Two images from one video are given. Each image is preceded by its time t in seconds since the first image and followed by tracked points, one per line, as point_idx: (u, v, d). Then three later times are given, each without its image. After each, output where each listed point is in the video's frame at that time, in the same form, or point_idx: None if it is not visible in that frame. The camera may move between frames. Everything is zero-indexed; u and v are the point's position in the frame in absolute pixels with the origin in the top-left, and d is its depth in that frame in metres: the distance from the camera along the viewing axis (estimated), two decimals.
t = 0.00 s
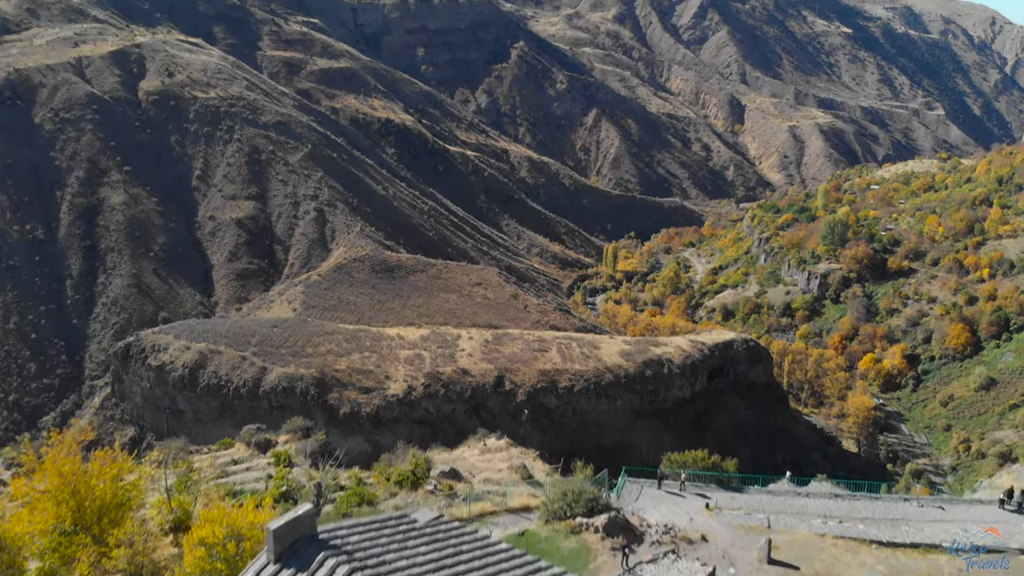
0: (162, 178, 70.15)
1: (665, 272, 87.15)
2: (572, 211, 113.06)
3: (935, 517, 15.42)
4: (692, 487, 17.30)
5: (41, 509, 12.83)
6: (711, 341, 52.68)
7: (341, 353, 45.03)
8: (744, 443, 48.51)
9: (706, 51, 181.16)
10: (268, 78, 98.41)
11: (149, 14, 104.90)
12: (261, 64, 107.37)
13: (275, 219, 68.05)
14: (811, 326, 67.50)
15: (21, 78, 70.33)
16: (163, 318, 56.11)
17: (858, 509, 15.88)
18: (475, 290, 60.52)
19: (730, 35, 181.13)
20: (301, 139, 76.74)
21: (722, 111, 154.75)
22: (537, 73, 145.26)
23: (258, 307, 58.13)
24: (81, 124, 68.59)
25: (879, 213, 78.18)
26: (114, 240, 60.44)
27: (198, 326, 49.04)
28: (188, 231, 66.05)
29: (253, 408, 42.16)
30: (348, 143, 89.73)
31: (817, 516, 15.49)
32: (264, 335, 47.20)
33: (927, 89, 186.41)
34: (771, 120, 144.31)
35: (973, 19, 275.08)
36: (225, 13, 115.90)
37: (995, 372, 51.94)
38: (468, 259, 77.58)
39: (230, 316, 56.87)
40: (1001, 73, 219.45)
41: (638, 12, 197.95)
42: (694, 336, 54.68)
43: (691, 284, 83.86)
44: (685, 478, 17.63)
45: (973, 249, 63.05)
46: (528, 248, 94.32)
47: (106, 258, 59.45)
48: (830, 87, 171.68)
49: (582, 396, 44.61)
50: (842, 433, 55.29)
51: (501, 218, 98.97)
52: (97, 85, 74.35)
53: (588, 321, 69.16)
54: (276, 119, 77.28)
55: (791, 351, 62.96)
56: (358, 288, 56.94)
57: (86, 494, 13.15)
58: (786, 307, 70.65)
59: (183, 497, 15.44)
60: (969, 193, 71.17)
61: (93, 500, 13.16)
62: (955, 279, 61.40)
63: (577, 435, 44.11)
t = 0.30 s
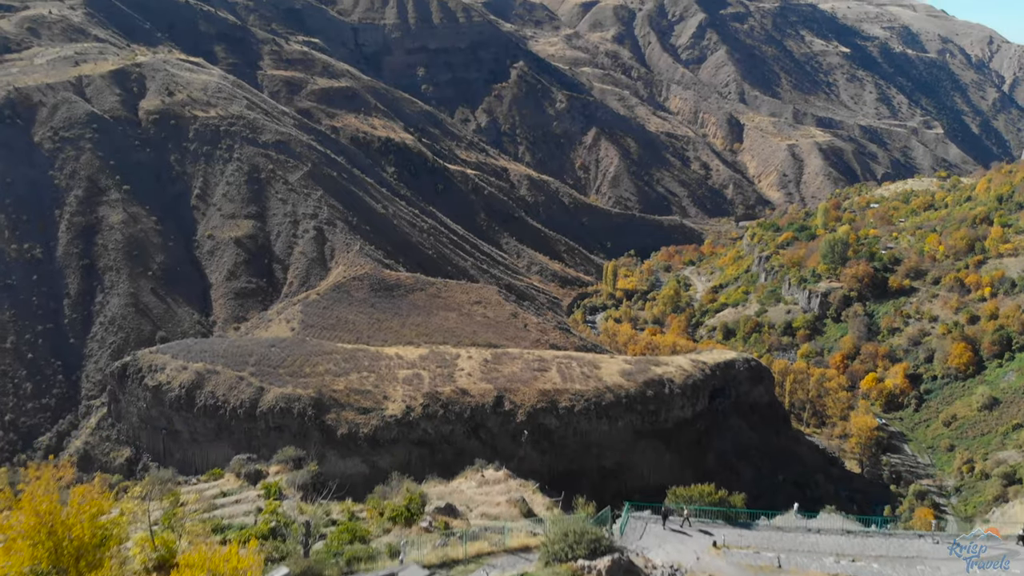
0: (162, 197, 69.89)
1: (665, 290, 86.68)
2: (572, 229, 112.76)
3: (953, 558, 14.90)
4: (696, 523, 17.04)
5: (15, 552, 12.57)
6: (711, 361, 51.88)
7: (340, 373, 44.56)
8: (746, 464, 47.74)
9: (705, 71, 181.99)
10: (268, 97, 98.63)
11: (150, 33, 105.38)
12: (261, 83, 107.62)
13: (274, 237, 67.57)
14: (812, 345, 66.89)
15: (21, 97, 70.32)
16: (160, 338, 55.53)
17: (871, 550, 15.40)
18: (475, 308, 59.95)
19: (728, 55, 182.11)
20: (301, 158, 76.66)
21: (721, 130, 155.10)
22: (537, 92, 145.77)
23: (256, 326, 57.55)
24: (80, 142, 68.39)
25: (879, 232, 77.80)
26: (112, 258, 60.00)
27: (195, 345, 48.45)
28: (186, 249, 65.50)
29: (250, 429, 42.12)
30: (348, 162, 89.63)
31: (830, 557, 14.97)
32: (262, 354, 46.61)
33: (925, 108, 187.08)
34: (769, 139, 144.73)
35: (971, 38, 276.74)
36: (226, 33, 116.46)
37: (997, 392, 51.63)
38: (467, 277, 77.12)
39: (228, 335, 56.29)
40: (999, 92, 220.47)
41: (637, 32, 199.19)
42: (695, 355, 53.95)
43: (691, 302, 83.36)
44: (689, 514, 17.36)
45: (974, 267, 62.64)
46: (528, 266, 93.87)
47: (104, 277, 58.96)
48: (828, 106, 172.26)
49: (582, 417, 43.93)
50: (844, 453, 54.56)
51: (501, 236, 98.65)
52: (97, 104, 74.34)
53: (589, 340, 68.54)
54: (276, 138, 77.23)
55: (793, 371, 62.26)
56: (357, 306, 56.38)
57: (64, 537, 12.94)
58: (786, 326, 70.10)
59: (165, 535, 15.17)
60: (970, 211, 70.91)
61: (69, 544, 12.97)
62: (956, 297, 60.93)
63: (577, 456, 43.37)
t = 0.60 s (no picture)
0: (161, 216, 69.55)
1: (665, 308, 86.25)
2: (572, 247, 112.47)
3: None
4: (701, 563, 17.71)
5: None
6: (713, 382, 50.61)
7: (338, 393, 43.90)
8: (749, 486, 46.93)
9: (703, 90, 182.85)
10: (269, 117, 98.80)
11: (151, 53, 106.09)
12: (262, 102, 107.79)
13: (273, 256, 67.06)
14: (813, 364, 66.14)
15: (21, 116, 70.21)
16: (158, 357, 55.01)
17: None
18: (474, 327, 59.40)
19: (726, 74, 183.03)
20: (301, 176, 76.62)
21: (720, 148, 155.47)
22: (536, 111, 146.21)
23: (254, 345, 57.02)
24: (80, 161, 68.10)
25: (879, 250, 77.43)
26: (110, 277, 59.59)
27: (193, 365, 47.83)
28: (185, 268, 65.02)
29: (247, 450, 41.60)
30: (348, 181, 89.54)
31: None
32: (260, 373, 45.95)
33: (923, 126, 187.89)
34: (768, 158, 145.15)
35: (968, 58, 278.54)
36: (226, 52, 116.98)
37: (1000, 411, 51.56)
38: (467, 295, 76.70)
39: (226, 355, 55.74)
40: (996, 111, 221.38)
41: (636, 52, 200.37)
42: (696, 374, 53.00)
43: (692, 320, 82.87)
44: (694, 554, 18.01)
45: (975, 285, 62.25)
46: (528, 283, 93.42)
47: (102, 296, 58.52)
48: (827, 124, 172.80)
49: (583, 437, 43.23)
50: (847, 474, 53.71)
51: (501, 254, 98.34)
52: (97, 122, 74.25)
53: (589, 359, 67.88)
54: (276, 157, 77.18)
55: (795, 391, 61.51)
56: (355, 325, 55.82)
57: None
58: (787, 345, 69.44)
59: None
60: (970, 229, 70.67)
61: None
62: (957, 316, 60.51)
63: (577, 478, 42.72)
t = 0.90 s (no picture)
0: (159, 235, 69.04)
1: (665, 328, 85.63)
2: (572, 266, 112.09)
3: None
4: None
5: None
6: (714, 403, 49.11)
7: (335, 415, 43.18)
8: (750, 510, 46.21)
9: (701, 111, 183.76)
10: (269, 137, 98.86)
11: (152, 74, 106.58)
12: (262, 123, 107.91)
13: (271, 277, 66.44)
14: (815, 385, 65.21)
15: (21, 136, 70.12)
16: (155, 379, 54.41)
17: None
18: (474, 347, 58.72)
19: (725, 95, 183.85)
20: (301, 197, 76.28)
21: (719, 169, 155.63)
22: (536, 132, 146.64)
23: (251, 366, 56.40)
24: (78, 181, 67.84)
25: (879, 270, 76.98)
26: (107, 298, 59.09)
27: (189, 387, 47.04)
28: (183, 289, 64.40)
29: (242, 474, 41.15)
30: (347, 201, 89.36)
31: None
32: (257, 396, 45.14)
33: (921, 146, 188.63)
34: (767, 178, 145.48)
35: (966, 77, 279.97)
36: (227, 73, 117.43)
37: (1004, 432, 51.16)
38: (467, 315, 76.14)
39: (223, 377, 55.07)
40: (995, 130, 222.03)
41: (634, 73, 201.38)
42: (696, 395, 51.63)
43: (692, 340, 82.21)
44: None
45: (977, 306, 61.79)
46: (527, 303, 92.82)
47: (99, 317, 57.97)
48: (825, 145, 173.23)
49: (584, 461, 42.29)
50: (849, 497, 52.89)
51: (500, 274, 97.86)
52: (97, 143, 74.19)
53: (590, 380, 67.07)
54: (275, 177, 76.97)
55: (797, 412, 60.56)
56: (353, 346, 55.14)
57: None
58: (789, 366, 68.69)
59: None
60: (971, 249, 70.28)
61: None
62: (959, 336, 59.98)
63: (577, 502, 41.88)
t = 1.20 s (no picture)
0: (158, 252, 68.54)
1: (665, 345, 85.01)
2: (572, 283, 111.67)
3: None
4: None
5: None
6: (716, 421, 48.25)
7: (332, 434, 42.47)
8: (752, 532, 45.33)
9: (701, 128, 184.38)
10: (269, 155, 98.84)
11: (153, 91, 106.74)
12: (262, 141, 107.99)
13: (270, 293, 65.84)
14: (817, 403, 64.43)
15: (20, 153, 69.98)
16: (152, 397, 53.82)
17: None
18: (473, 365, 58.05)
19: (724, 113, 184.47)
20: (300, 215, 75.88)
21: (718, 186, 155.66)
22: (535, 149, 146.81)
23: (248, 384, 55.75)
24: (77, 198, 67.54)
25: (880, 287, 76.53)
26: (105, 315, 58.58)
27: (186, 404, 46.21)
28: (181, 306, 63.80)
29: (239, 494, 40.70)
30: (347, 218, 89.10)
31: None
32: (253, 415, 44.33)
33: (920, 164, 189.05)
34: (767, 196, 145.63)
35: (964, 95, 280.93)
36: (228, 91, 117.62)
37: (1008, 452, 50.65)
38: (466, 332, 75.57)
39: (220, 396, 54.30)
40: (993, 148, 222.55)
41: (634, 91, 202.20)
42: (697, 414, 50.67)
43: (692, 358, 81.57)
44: None
45: (979, 324, 61.36)
46: (527, 320, 92.24)
47: (96, 334, 57.45)
48: (824, 162, 173.55)
49: (584, 481, 41.54)
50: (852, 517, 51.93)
51: (500, 291, 97.33)
52: (97, 159, 73.87)
53: (590, 398, 66.32)
54: (275, 194, 76.62)
55: (798, 431, 59.68)
56: (352, 364, 54.48)
57: None
58: (790, 384, 67.93)
59: None
60: (972, 267, 69.88)
61: None
62: (961, 354, 59.47)
63: (576, 524, 41.16)
